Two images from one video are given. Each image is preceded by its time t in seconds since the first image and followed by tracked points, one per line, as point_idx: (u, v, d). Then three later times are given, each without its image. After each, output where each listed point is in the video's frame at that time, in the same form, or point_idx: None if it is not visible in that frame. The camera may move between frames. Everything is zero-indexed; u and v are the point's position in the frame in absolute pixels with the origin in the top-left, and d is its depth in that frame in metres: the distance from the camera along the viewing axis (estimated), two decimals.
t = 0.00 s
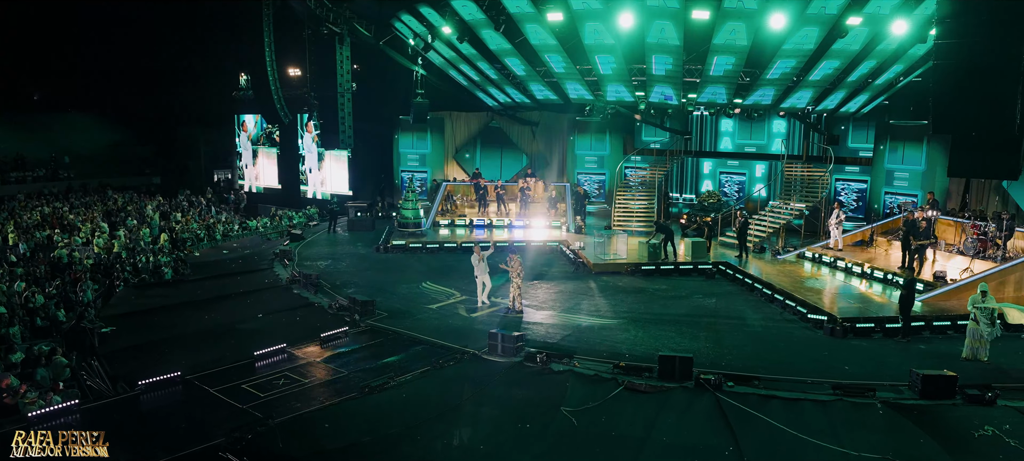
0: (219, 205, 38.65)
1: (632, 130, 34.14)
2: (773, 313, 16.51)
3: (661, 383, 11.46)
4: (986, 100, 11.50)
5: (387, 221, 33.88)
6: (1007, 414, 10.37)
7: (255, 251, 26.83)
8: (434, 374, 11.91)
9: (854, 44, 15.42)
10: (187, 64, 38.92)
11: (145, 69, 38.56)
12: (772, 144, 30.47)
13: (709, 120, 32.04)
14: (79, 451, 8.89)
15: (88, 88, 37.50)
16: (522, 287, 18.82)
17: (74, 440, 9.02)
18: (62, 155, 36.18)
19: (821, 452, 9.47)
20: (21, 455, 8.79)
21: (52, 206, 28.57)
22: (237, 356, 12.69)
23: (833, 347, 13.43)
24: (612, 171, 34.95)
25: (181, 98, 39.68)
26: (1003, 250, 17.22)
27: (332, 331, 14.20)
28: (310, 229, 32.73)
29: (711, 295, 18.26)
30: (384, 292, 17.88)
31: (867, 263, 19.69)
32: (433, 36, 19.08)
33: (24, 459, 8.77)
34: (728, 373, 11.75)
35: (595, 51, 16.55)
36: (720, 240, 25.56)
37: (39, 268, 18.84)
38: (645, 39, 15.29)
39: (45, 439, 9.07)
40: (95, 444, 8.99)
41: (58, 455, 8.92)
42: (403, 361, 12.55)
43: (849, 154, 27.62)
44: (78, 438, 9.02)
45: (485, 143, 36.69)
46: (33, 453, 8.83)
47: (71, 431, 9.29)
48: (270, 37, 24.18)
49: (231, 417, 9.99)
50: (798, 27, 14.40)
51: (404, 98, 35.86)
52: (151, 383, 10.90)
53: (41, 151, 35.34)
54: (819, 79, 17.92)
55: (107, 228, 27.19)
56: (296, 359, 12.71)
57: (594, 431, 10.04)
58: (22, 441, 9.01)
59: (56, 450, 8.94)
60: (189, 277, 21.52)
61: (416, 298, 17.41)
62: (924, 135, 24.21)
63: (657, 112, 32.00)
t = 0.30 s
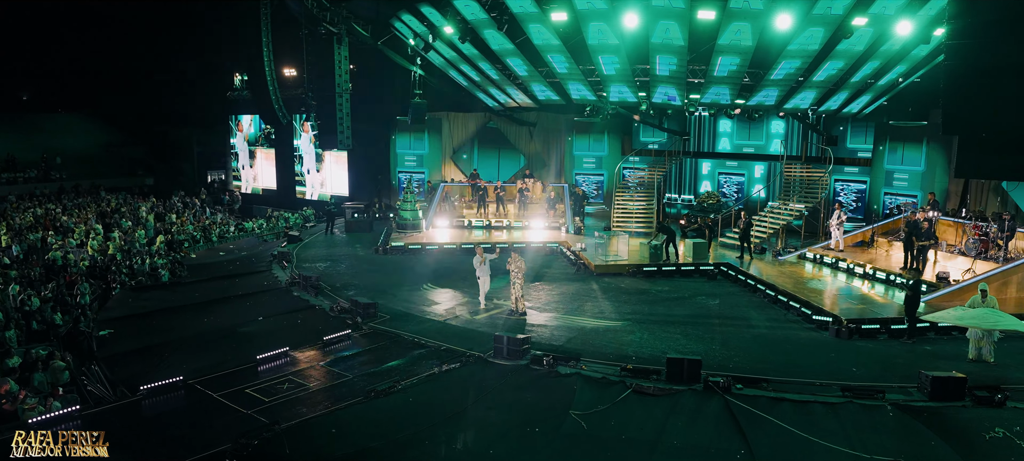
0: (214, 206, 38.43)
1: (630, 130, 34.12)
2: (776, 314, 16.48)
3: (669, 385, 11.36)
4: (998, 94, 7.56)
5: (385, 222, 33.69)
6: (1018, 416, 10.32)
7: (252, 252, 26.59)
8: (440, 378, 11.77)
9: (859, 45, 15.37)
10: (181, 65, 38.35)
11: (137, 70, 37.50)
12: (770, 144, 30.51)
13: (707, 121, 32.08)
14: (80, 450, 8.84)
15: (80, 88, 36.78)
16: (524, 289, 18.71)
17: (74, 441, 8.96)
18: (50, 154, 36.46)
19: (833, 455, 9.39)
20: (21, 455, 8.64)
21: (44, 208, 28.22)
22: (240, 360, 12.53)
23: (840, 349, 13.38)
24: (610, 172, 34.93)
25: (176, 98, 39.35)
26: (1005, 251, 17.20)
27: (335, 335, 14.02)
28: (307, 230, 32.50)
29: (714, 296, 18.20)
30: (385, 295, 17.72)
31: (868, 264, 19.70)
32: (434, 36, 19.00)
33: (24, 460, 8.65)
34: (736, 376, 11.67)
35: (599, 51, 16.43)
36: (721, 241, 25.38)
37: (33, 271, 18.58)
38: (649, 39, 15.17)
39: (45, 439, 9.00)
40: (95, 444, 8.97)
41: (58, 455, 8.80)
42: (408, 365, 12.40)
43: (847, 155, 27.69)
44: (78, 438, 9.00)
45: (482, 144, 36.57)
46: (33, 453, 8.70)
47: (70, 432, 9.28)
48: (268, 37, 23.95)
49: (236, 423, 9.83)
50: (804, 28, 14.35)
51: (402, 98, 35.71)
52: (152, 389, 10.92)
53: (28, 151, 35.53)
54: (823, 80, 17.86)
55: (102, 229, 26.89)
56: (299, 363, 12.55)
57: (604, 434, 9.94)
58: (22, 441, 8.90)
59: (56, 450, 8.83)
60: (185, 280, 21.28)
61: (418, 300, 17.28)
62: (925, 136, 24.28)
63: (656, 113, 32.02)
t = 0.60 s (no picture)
0: (207, 207, 38.18)
1: (626, 130, 34.08)
2: (778, 315, 16.44)
3: (677, 388, 11.27)
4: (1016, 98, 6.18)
5: (381, 223, 33.50)
6: None
7: (248, 254, 26.32)
8: (445, 381, 11.65)
9: (861, 46, 15.37)
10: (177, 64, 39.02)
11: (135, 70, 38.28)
12: (767, 145, 30.58)
13: (703, 121, 32.08)
14: (79, 450, 8.84)
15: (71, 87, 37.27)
16: (525, 291, 18.57)
17: (74, 440, 8.95)
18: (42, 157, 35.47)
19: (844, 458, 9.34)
20: (21, 455, 8.66)
21: (35, 209, 27.81)
22: (241, 364, 12.36)
23: (845, 350, 13.35)
24: (607, 173, 34.92)
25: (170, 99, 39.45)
26: (1006, 251, 17.27)
27: (337, 337, 13.85)
28: (303, 232, 32.27)
29: (715, 297, 18.15)
30: (385, 297, 17.56)
31: (869, 264, 19.69)
32: (433, 36, 18.91)
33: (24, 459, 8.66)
34: (743, 377, 11.60)
35: (601, 51, 16.31)
36: (720, 241, 25.40)
37: (26, 273, 18.31)
38: (653, 40, 15.08)
39: (45, 439, 8.95)
40: (95, 444, 8.95)
41: (58, 456, 8.83)
42: (412, 368, 12.25)
43: (845, 155, 27.56)
44: (78, 438, 8.97)
45: (478, 144, 36.47)
46: (33, 453, 8.71)
47: (71, 432, 9.21)
48: (264, 36, 23.69)
49: (240, 428, 9.68)
50: (807, 28, 14.34)
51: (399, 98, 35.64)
52: (154, 393, 10.72)
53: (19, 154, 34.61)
54: (825, 81, 17.84)
55: (94, 231, 26.54)
56: (300, 367, 12.39)
57: (613, 438, 9.84)
58: (22, 441, 8.87)
59: (56, 450, 8.85)
60: (181, 282, 21.02)
61: (419, 302, 17.14)
62: (923, 136, 24.52)
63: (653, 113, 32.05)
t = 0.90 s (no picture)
0: (199, 209, 37.87)
1: (622, 130, 34.04)
2: (779, 315, 16.40)
3: (683, 390, 11.20)
4: None
5: (376, 224, 33.29)
6: None
7: (242, 256, 26.04)
8: (449, 384, 11.53)
9: (862, 46, 15.39)
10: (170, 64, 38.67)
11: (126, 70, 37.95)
12: (763, 145, 30.71)
13: (699, 122, 32.16)
14: (79, 450, 8.92)
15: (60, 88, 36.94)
16: (525, 292, 18.41)
17: (73, 441, 9.04)
18: (31, 157, 35.13)
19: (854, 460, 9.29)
20: (21, 455, 8.74)
21: (25, 211, 27.39)
22: (241, 368, 12.18)
23: (848, 351, 13.32)
24: (603, 173, 34.82)
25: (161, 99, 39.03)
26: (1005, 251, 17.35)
27: (338, 340, 13.67)
28: (297, 233, 32.03)
29: (715, 298, 18.10)
30: (384, 298, 17.41)
31: (868, 265, 19.73)
32: (432, 36, 18.78)
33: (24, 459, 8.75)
34: (749, 379, 11.53)
35: (602, 51, 16.21)
36: (718, 242, 25.28)
37: (16, 276, 17.98)
38: (655, 40, 15.01)
39: (44, 439, 9.10)
40: (95, 444, 9.01)
41: (58, 455, 8.96)
42: (415, 371, 12.11)
43: (840, 156, 27.43)
44: (78, 437, 9.05)
45: (473, 145, 36.21)
46: (32, 453, 8.81)
47: (70, 432, 9.38)
48: (259, 36, 23.44)
49: (243, 433, 9.52)
50: (810, 29, 14.33)
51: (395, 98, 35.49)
52: (153, 399, 10.52)
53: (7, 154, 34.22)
54: (826, 82, 17.84)
55: (86, 233, 26.21)
56: (301, 371, 12.22)
57: (621, 441, 9.76)
58: (22, 441, 8.96)
59: (55, 450, 8.97)
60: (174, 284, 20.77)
61: (418, 304, 16.97)
62: (919, 137, 24.78)
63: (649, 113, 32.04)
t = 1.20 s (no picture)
0: (190, 210, 37.50)
1: (617, 131, 34.10)
2: (780, 316, 16.37)
3: (689, 392, 11.11)
4: None
5: (371, 225, 33.05)
6: None
7: (237, 258, 25.74)
8: (453, 388, 11.41)
9: (863, 47, 15.42)
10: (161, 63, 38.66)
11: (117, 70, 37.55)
12: (758, 145, 30.68)
13: (694, 123, 32.16)
14: (79, 450, 8.93)
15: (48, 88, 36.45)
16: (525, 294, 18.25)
17: (73, 441, 9.03)
18: (19, 158, 34.56)
19: None
20: (21, 455, 8.77)
21: (14, 212, 26.95)
22: (242, 372, 11.99)
23: (852, 351, 13.30)
24: (599, 174, 34.73)
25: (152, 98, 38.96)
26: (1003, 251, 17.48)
27: (339, 343, 13.51)
28: (292, 234, 31.77)
29: (716, 299, 18.03)
30: (382, 300, 17.24)
31: (866, 265, 19.75)
32: (431, 36, 18.63)
33: (25, 459, 8.77)
34: (755, 380, 11.46)
35: (603, 51, 16.14)
36: (716, 242, 25.49)
37: (7, 279, 17.65)
38: (657, 40, 14.96)
39: (45, 439, 9.04)
40: (95, 444, 9.02)
41: (58, 456, 8.96)
42: (418, 375, 11.98)
43: (836, 156, 27.76)
44: (78, 437, 9.04)
45: (468, 145, 36.13)
46: (33, 453, 8.81)
47: (70, 430, 9.30)
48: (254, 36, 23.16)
49: (246, 439, 9.35)
50: (812, 29, 14.32)
51: (390, 97, 35.37)
52: (154, 404, 10.25)
53: None
54: (827, 82, 17.87)
55: (77, 235, 25.86)
56: (303, 374, 12.06)
57: (630, 444, 9.67)
58: (21, 441, 8.94)
59: (55, 450, 8.96)
60: (168, 286, 20.48)
61: (416, 306, 16.77)
62: (914, 137, 24.72)
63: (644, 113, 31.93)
